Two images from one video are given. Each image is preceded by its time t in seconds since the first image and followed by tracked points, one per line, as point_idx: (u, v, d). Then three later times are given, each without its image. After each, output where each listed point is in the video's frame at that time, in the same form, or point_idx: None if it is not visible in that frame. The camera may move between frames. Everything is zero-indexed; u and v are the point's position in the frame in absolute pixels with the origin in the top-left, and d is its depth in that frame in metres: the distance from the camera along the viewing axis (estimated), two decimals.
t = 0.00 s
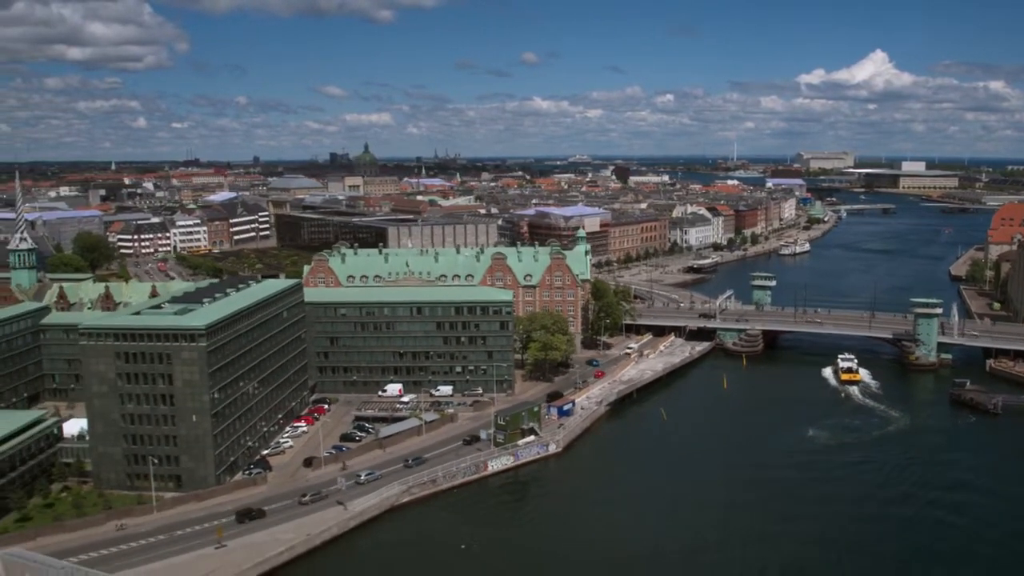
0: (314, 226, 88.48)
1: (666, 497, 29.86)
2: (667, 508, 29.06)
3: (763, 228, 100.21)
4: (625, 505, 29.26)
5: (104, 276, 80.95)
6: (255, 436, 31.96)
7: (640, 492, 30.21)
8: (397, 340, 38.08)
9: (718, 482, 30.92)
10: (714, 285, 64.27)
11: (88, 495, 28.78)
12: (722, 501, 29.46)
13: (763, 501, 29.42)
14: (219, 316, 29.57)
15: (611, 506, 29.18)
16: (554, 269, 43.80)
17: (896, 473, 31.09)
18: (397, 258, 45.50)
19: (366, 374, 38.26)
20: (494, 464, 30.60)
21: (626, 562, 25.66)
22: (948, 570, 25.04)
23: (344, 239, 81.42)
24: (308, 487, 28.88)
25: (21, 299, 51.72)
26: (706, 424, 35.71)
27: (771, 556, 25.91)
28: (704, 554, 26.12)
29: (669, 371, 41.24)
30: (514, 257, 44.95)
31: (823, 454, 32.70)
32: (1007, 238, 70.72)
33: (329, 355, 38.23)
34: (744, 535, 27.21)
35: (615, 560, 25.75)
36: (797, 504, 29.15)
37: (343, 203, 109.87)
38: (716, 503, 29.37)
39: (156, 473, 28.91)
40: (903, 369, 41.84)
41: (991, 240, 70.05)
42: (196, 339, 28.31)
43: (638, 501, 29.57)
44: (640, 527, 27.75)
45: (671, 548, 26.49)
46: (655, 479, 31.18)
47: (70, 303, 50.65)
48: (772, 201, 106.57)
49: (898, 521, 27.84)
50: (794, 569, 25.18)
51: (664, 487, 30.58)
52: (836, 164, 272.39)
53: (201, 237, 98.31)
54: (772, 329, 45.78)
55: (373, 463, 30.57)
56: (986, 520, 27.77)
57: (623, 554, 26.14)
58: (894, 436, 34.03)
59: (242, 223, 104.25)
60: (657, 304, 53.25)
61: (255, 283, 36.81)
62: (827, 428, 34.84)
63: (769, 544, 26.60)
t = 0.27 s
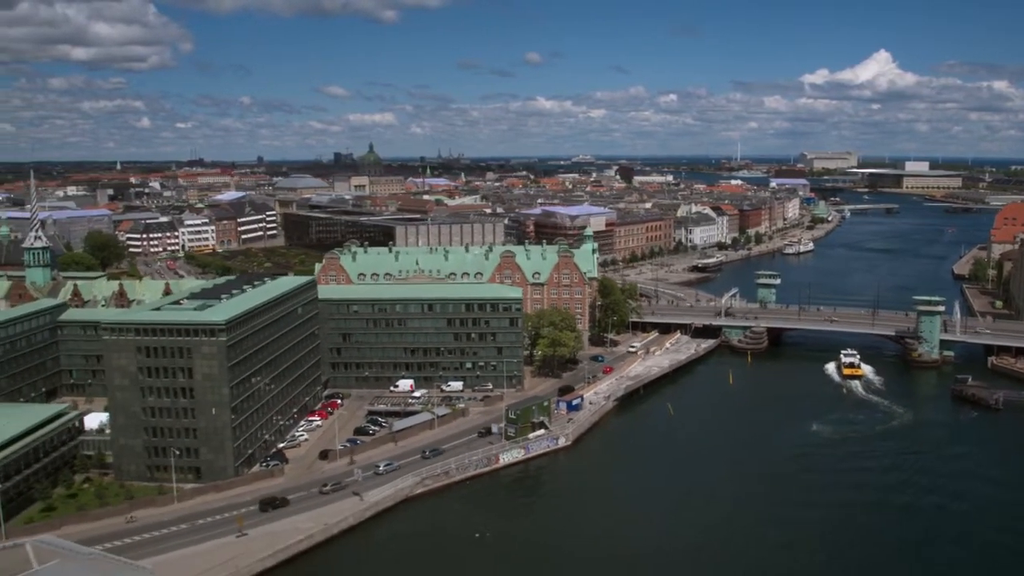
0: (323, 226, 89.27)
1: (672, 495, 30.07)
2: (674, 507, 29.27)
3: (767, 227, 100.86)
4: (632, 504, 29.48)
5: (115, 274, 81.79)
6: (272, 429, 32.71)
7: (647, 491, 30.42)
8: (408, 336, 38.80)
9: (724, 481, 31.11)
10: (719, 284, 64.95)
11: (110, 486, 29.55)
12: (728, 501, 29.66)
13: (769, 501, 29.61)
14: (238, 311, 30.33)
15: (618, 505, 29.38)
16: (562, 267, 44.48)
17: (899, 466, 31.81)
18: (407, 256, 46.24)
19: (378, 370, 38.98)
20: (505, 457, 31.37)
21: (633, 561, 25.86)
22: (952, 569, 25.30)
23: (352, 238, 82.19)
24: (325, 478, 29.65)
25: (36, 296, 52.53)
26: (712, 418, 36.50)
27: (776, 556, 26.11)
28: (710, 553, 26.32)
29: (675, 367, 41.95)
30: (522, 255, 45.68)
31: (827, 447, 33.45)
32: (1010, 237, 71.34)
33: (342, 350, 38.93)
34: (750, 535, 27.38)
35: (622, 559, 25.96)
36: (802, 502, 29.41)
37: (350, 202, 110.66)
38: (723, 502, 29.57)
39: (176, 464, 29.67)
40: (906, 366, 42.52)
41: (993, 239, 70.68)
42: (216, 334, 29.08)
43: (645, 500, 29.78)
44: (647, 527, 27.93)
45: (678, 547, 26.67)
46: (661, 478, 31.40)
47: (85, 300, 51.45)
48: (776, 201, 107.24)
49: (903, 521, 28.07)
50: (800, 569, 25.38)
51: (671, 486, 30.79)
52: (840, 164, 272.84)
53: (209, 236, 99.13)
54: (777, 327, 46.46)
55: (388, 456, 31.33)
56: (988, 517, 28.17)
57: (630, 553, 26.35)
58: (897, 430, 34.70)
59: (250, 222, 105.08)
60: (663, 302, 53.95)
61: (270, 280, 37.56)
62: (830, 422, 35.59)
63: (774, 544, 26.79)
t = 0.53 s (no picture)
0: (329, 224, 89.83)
1: (679, 488, 30.79)
2: (677, 508, 29.31)
3: (771, 227, 101.39)
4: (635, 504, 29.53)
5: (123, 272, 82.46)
6: (287, 424, 33.38)
7: (654, 483, 31.14)
8: (418, 333, 39.44)
9: (728, 482, 31.15)
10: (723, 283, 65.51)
11: (128, 479, 30.21)
12: (731, 501, 29.70)
13: (773, 497, 30.00)
14: (253, 308, 30.98)
15: (621, 505, 29.46)
16: (569, 266, 45.15)
17: (900, 460, 32.47)
18: (416, 254, 46.83)
19: (388, 366, 39.61)
20: (515, 451, 32.04)
21: (636, 561, 25.89)
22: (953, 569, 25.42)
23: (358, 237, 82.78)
24: (338, 471, 30.29)
25: (48, 294, 53.13)
26: (717, 413, 37.19)
27: (779, 556, 26.14)
28: (712, 553, 26.34)
29: (680, 364, 42.58)
30: (529, 254, 46.33)
31: (831, 442, 34.10)
32: (1012, 236, 71.81)
33: (352, 347, 39.54)
34: (753, 535, 27.41)
35: (625, 559, 25.99)
36: (806, 498, 29.83)
37: (355, 202, 111.27)
38: (726, 503, 29.59)
39: (192, 457, 30.34)
40: (908, 363, 43.08)
41: (996, 239, 71.15)
42: (232, 330, 29.74)
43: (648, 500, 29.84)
44: (650, 527, 27.95)
45: (680, 547, 26.70)
46: (664, 479, 31.44)
47: (97, 298, 52.07)
48: (779, 201, 107.79)
49: (905, 522, 28.16)
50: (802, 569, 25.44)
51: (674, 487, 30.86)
52: (843, 164, 273.09)
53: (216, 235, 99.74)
54: (781, 324, 47.04)
55: (398, 450, 31.94)
56: (989, 516, 28.43)
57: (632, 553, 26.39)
58: (899, 426, 35.29)
59: (256, 222, 105.72)
60: (668, 301, 54.52)
61: (283, 278, 38.18)
62: (833, 417, 36.23)
63: (777, 545, 26.82)
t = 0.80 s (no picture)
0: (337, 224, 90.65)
1: (685, 480, 31.49)
2: (681, 506, 29.64)
3: (775, 226, 102.04)
4: (637, 504, 29.65)
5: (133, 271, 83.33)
6: (302, 418, 34.14)
7: (660, 476, 31.82)
8: (429, 329, 40.19)
9: (731, 479, 31.50)
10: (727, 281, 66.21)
11: (148, 470, 30.99)
12: (733, 502, 29.82)
13: (777, 489, 30.70)
14: (270, 304, 31.75)
15: (623, 505, 29.59)
16: (576, 263, 45.88)
17: (902, 454, 33.15)
18: (425, 253, 47.60)
19: (399, 362, 40.37)
20: (525, 444, 32.79)
21: (645, 552, 26.60)
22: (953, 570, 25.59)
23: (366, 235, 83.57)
24: (354, 463, 31.06)
25: (63, 292, 53.97)
26: (722, 409, 37.87)
27: (779, 558, 26.23)
28: (713, 554, 26.45)
29: (686, 361, 43.29)
30: (537, 252, 47.09)
31: (834, 436, 34.81)
32: (1015, 236, 72.43)
33: (364, 343, 40.29)
34: (754, 537, 27.49)
35: (629, 555, 26.35)
36: (809, 491, 30.53)
37: (362, 201, 112.10)
38: (728, 504, 29.70)
39: (211, 450, 31.11)
40: (911, 360, 43.74)
41: (998, 238, 71.76)
42: (250, 325, 30.49)
43: (650, 500, 29.97)
44: (657, 519, 28.66)
45: (681, 548, 26.80)
46: (671, 472, 32.15)
47: (111, 296, 52.88)
48: (783, 200, 108.44)
49: (907, 523, 28.30)
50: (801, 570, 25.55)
51: (677, 487, 30.98)
52: (846, 164, 273.49)
53: (224, 234, 100.61)
54: (785, 322, 47.74)
55: (410, 443, 32.69)
56: (990, 514, 28.80)
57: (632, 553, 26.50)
58: (902, 421, 35.97)
59: (263, 221, 106.58)
60: (674, 299, 55.23)
61: (297, 275, 38.94)
62: (837, 412, 36.92)
63: (779, 542, 27.15)
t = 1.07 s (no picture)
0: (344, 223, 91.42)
1: (692, 473, 32.21)
2: (688, 497, 30.34)
3: (779, 226, 102.67)
4: (641, 504, 29.83)
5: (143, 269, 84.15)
6: (317, 412, 34.89)
7: (668, 469, 32.54)
8: (440, 326, 40.93)
9: (737, 472, 32.20)
10: (732, 280, 66.89)
11: (168, 462, 31.76)
12: (736, 502, 29.95)
13: (782, 482, 31.40)
14: (287, 300, 32.51)
15: (627, 505, 29.75)
16: (584, 262, 46.55)
17: (905, 448, 33.83)
18: (435, 251, 48.30)
19: (410, 358, 41.12)
20: (536, 438, 33.54)
21: (652, 541, 27.33)
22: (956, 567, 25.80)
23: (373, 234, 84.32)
24: (368, 455, 31.81)
25: (77, 289, 54.76)
26: (728, 404, 38.58)
27: (783, 557, 26.38)
28: (717, 554, 26.57)
29: (692, 358, 43.99)
30: (545, 251, 47.80)
31: (838, 431, 35.50)
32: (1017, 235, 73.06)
33: (376, 340, 41.05)
34: (756, 536, 27.62)
35: (637, 545, 27.07)
36: (813, 483, 31.24)
37: (368, 201, 112.85)
38: (731, 503, 29.86)
39: (229, 443, 31.87)
40: (914, 357, 44.40)
41: (1001, 237, 72.40)
42: (268, 321, 31.25)
43: (656, 495, 30.48)
44: (665, 510, 29.39)
45: (688, 538, 27.55)
46: (679, 466, 32.86)
47: (124, 294, 53.66)
48: (787, 200, 109.06)
49: (909, 521, 28.53)
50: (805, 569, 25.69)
51: (680, 487, 31.14)
52: (850, 164, 273.81)
53: (232, 234, 101.42)
54: (790, 320, 48.41)
55: (423, 437, 33.43)
56: (991, 509, 29.19)
57: (636, 553, 26.65)
58: (905, 416, 36.63)
59: (271, 220, 107.38)
60: (679, 297, 55.90)
61: (310, 273, 39.71)
62: (841, 408, 37.62)
63: (783, 532, 27.85)
